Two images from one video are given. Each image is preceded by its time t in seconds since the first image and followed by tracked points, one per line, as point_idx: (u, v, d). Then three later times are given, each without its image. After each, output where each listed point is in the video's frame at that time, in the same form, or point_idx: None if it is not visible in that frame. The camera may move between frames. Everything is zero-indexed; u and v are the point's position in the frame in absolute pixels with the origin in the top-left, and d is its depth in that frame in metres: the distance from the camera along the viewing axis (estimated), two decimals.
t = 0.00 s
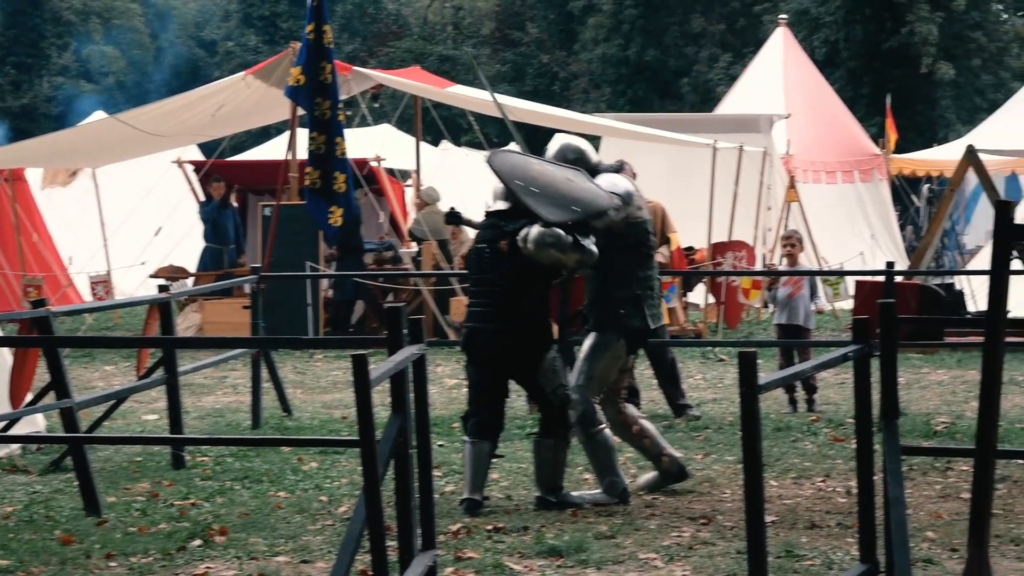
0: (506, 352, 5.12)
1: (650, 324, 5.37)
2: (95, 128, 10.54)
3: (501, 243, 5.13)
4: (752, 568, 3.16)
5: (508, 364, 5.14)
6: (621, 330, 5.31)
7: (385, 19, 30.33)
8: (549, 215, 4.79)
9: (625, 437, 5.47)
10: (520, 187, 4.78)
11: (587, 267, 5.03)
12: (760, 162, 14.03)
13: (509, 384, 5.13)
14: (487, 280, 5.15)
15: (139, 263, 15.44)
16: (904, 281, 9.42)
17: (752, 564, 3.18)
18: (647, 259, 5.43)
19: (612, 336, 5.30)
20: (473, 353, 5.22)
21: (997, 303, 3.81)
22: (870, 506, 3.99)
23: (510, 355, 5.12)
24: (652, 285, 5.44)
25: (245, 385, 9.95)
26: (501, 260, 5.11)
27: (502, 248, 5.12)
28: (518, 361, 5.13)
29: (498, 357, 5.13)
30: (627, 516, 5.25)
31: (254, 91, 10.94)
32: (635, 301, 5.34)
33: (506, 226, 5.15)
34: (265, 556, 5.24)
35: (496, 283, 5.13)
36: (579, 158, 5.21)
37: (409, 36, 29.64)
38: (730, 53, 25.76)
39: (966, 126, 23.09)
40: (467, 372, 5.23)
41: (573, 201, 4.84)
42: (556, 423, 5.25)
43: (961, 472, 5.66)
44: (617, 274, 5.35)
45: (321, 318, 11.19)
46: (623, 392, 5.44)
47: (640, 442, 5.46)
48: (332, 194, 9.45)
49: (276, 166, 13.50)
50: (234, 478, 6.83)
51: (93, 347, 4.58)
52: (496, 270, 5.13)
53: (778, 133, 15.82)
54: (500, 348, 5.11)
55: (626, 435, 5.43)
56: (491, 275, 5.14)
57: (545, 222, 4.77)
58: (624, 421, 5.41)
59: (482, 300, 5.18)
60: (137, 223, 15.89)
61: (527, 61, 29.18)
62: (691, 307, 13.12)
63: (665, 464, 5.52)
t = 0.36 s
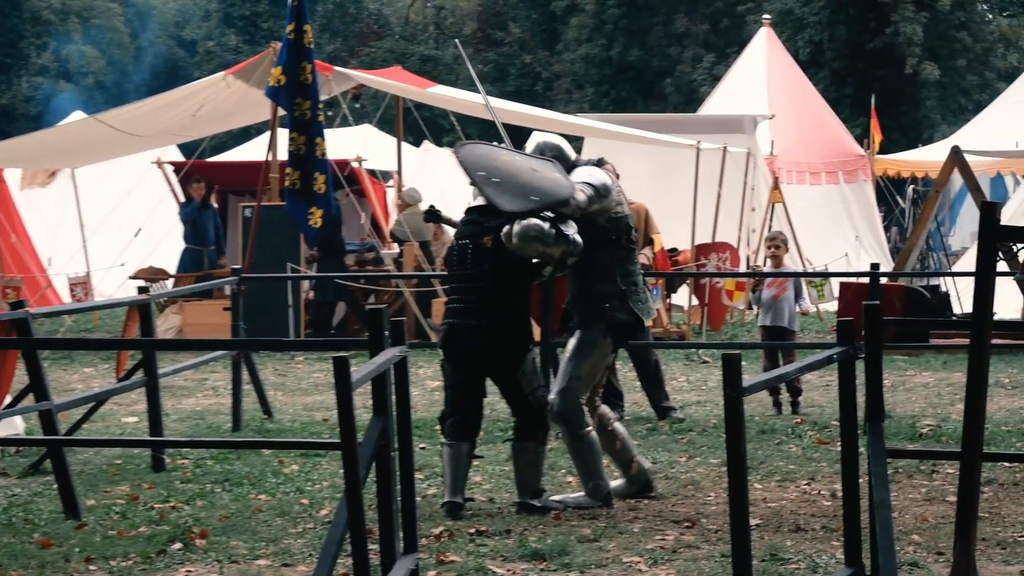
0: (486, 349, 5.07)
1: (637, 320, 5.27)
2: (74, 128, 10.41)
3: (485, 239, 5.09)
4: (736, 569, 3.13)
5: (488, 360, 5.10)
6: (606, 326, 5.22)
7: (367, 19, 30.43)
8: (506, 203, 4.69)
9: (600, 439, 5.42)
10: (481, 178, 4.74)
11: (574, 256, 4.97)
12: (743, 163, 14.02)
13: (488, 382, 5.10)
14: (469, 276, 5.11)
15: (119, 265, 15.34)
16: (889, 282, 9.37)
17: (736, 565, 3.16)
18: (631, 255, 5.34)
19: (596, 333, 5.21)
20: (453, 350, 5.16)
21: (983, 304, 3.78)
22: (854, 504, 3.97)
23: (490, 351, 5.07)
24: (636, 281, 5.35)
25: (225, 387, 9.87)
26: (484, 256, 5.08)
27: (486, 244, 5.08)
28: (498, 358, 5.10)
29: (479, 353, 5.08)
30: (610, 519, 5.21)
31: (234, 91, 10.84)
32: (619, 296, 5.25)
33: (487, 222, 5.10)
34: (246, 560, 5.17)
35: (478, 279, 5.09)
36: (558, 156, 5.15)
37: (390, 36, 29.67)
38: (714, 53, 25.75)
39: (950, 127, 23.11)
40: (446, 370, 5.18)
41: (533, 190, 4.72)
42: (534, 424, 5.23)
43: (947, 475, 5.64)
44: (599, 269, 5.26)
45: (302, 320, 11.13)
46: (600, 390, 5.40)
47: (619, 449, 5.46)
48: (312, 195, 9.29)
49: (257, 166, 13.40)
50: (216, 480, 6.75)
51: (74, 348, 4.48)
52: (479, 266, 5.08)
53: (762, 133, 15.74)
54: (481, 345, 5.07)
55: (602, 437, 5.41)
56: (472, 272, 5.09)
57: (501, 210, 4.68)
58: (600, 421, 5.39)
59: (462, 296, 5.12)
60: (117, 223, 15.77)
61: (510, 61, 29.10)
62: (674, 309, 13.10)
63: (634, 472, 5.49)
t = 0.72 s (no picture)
0: (477, 347, 5.01)
1: (624, 324, 5.25)
2: (61, 128, 10.35)
3: (480, 236, 5.05)
4: (729, 567, 3.10)
5: (478, 359, 5.04)
6: (592, 329, 5.19)
7: (356, 18, 30.54)
8: (485, 195, 4.64)
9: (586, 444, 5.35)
10: (460, 173, 4.71)
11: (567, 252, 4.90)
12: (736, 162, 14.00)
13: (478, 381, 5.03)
14: (462, 273, 5.06)
15: (108, 265, 15.28)
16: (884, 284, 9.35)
17: (728, 563, 3.12)
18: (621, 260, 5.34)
19: (584, 335, 5.17)
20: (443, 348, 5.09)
21: (978, 305, 3.74)
22: (848, 507, 3.93)
23: (480, 350, 5.02)
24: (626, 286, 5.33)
25: (215, 388, 9.81)
26: (479, 253, 5.03)
27: (480, 241, 5.04)
28: (489, 357, 5.04)
29: (469, 351, 5.03)
30: (602, 522, 5.17)
31: (223, 91, 10.79)
32: (607, 299, 5.23)
33: (480, 221, 5.06)
34: (236, 562, 5.12)
35: (471, 276, 5.04)
36: (554, 156, 5.13)
37: (379, 34, 30.13)
38: (706, 52, 25.74)
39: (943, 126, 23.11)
40: (436, 369, 5.12)
41: (512, 182, 4.68)
42: (518, 426, 5.14)
43: (941, 478, 5.62)
44: (589, 271, 5.24)
45: (292, 320, 11.07)
46: (591, 394, 5.34)
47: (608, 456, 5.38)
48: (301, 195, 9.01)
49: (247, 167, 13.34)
50: (205, 482, 6.70)
51: (61, 350, 4.43)
52: (473, 263, 5.04)
53: (755, 132, 15.68)
54: (471, 342, 5.01)
55: (589, 443, 5.33)
56: (466, 268, 5.04)
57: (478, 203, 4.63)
58: (589, 425, 5.31)
59: (455, 294, 5.06)
60: (106, 223, 15.69)
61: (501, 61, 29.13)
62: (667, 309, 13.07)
63: (623, 480, 5.42)
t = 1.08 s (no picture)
0: (478, 347, 4.95)
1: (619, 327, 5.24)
2: (57, 127, 10.31)
3: (481, 236, 5.00)
4: (729, 566, 3.06)
5: (479, 359, 4.98)
6: (585, 331, 5.18)
7: (354, 16, 30.37)
8: (487, 191, 4.66)
9: (581, 445, 5.33)
10: (462, 171, 4.75)
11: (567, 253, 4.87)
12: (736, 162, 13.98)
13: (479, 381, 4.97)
14: (463, 273, 5.01)
15: (105, 265, 15.25)
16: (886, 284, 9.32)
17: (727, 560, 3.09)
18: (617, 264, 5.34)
19: (580, 336, 5.17)
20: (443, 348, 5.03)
21: (980, 305, 3.70)
22: (848, 510, 3.89)
23: (481, 350, 4.96)
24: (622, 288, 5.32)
25: (212, 388, 9.77)
26: (481, 252, 4.98)
27: (482, 241, 5.00)
28: (488, 357, 4.98)
29: (471, 351, 4.97)
30: (602, 523, 5.14)
31: (221, 90, 10.75)
32: (606, 301, 5.22)
33: (479, 222, 5.02)
34: (234, 564, 5.09)
35: (472, 275, 4.99)
36: (556, 157, 5.10)
37: (377, 32, 30.05)
38: (706, 51, 25.67)
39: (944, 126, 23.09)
40: (435, 369, 5.06)
41: (514, 180, 4.72)
42: (518, 426, 5.08)
43: (942, 479, 5.59)
44: (585, 273, 5.23)
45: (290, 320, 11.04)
46: (586, 397, 5.34)
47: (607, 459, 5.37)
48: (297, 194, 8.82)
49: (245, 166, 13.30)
50: (203, 483, 6.66)
51: (58, 351, 4.40)
52: (474, 263, 4.99)
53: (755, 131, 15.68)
54: (473, 342, 4.95)
55: (585, 444, 5.32)
56: (467, 267, 5.00)
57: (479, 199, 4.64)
58: (584, 426, 5.30)
59: (455, 293, 5.01)
60: (102, 223, 15.64)
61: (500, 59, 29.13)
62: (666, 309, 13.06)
63: (623, 482, 5.39)
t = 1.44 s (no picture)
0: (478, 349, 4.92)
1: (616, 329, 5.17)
2: (55, 126, 10.28)
3: (484, 236, 4.97)
4: (732, 567, 3.05)
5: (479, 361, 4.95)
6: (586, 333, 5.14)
7: (354, 15, 30.30)
8: (488, 194, 4.60)
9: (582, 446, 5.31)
10: (466, 173, 4.68)
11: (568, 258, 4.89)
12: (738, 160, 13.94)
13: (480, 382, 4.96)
14: (466, 273, 4.98)
15: (104, 265, 15.21)
16: (890, 285, 9.29)
17: (731, 563, 3.07)
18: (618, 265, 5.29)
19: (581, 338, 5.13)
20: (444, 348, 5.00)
21: (986, 305, 3.66)
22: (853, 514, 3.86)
23: (480, 351, 4.92)
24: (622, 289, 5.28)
25: (212, 389, 9.75)
26: (482, 252, 4.95)
27: (485, 242, 4.97)
28: (488, 359, 4.95)
29: (470, 352, 4.93)
30: (604, 525, 5.11)
31: (221, 88, 10.71)
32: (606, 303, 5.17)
33: (481, 223, 5.00)
34: (233, 565, 5.06)
35: (473, 275, 4.96)
36: (559, 159, 5.07)
37: (379, 31, 30.00)
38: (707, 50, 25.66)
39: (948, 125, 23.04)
40: (436, 370, 5.03)
41: (517, 182, 4.65)
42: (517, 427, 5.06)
43: (947, 481, 5.56)
44: (584, 275, 5.16)
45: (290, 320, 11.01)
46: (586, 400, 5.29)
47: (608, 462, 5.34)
48: (296, 193, 8.79)
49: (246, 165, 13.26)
50: (202, 484, 6.63)
51: (57, 352, 4.37)
52: (477, 263, 4.96)
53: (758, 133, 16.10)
54: (473, 343, 4.92)
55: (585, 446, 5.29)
56: (469, 268, 4.97)
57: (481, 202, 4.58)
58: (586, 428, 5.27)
59: (456, 293, 4.99)
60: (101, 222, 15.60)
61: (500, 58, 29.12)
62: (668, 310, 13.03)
63: (624, 483, 5.37)
